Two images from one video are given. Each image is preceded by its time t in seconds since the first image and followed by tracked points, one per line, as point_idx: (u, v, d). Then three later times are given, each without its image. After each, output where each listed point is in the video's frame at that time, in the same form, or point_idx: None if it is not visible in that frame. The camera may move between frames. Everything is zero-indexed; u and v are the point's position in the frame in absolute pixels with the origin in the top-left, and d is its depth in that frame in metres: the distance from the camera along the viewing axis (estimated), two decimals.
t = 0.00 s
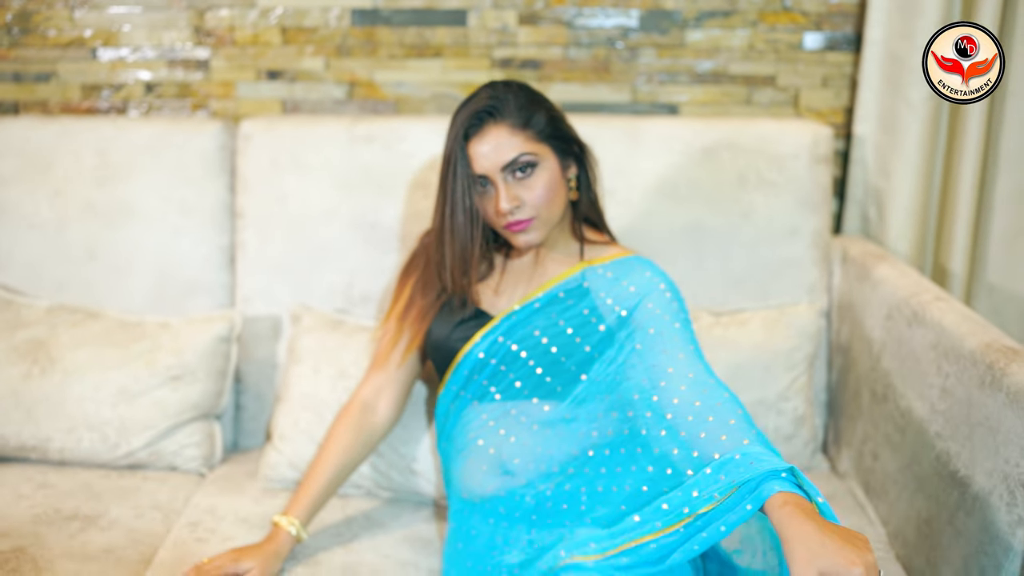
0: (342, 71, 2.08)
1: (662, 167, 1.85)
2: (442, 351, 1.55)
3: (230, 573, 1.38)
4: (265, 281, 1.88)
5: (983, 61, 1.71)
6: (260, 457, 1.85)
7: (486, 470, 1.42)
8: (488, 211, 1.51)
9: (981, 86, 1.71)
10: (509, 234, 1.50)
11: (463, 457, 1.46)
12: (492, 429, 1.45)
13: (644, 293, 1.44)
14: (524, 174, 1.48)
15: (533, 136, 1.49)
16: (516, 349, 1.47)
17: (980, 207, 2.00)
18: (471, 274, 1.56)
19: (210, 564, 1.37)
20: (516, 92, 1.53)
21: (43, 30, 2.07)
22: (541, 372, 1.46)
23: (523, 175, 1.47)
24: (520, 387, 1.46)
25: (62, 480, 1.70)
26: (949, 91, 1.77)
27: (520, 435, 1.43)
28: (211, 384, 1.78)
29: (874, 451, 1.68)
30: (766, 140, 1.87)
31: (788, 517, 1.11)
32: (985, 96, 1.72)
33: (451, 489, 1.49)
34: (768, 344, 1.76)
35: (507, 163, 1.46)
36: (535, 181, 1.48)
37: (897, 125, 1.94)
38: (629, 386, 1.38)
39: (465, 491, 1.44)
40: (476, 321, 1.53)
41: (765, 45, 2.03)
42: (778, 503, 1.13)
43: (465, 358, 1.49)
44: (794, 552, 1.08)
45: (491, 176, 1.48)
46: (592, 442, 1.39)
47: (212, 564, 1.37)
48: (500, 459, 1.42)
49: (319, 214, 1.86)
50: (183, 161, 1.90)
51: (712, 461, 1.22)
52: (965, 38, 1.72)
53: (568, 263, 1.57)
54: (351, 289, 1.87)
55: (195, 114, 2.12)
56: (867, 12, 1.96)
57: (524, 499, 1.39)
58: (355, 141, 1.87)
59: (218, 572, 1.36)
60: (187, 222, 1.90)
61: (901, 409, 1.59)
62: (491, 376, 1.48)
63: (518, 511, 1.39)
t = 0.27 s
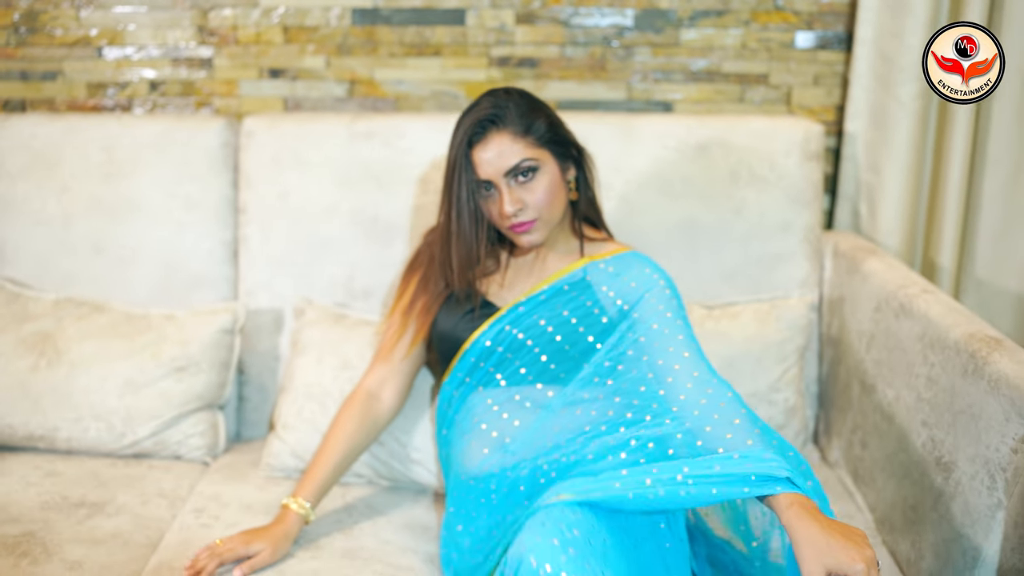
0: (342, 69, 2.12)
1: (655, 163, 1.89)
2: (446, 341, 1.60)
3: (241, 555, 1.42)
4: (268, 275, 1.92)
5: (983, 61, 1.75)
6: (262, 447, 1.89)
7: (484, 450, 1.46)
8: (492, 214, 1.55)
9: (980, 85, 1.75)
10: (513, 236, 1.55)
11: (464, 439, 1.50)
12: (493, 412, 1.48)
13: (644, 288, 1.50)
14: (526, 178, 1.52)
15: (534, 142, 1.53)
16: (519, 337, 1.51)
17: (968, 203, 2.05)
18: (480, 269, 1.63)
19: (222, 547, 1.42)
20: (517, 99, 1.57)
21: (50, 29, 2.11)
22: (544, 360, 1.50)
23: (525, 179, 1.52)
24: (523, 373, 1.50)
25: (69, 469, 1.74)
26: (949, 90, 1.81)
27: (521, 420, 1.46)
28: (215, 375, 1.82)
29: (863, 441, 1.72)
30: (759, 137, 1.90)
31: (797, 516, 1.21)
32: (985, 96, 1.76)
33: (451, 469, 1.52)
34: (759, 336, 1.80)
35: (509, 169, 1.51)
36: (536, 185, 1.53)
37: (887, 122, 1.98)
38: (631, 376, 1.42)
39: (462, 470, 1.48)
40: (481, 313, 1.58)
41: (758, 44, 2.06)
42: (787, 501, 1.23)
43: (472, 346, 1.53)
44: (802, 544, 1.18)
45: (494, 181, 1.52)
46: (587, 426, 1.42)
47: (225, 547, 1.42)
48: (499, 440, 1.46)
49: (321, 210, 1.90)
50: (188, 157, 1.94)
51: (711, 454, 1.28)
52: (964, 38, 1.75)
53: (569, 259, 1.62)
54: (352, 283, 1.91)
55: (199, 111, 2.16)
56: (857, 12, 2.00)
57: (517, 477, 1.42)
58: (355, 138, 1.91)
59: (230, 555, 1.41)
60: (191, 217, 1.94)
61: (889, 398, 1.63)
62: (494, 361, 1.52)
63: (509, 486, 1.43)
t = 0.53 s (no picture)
0: (345, 67, 2.15)
1: (652, 160, 1.93)
2: (454, 333, 1.67)
3: (250, 539, 1.47)
4: (272, 269, 1.95)
5: (984, 62, 1.80)
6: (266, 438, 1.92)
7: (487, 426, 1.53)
8: (498, 215, 1.61)
9: (980, 85, 1.80)
10: (519, 236, 1.61)
11: (467, 420, 1.56)
12: (498, 394, 1.56)
13: (647, 285, 1.58)
14: (532, 181, 1.59)
15: (538, 147, 1.60)
16: (528, 326, 1.59)
17: (960, 199, 2.09)
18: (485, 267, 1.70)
19: (232, 531, 1.47)
20: (522, 105, 1.63)
21: (58, 28, 2.15)
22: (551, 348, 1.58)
23: (531, 183, 1.58)
24: (532, 361, 1.58)
25: (78, 458, 1.78)
26: (949, 91, 1.86)
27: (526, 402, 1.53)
28: (220, 367, 1.86)
29: (856, 431, 1.75)
30: (754, 134, 1.94)
31: (815, 512, 1.28)
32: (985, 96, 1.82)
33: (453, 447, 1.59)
34: (754, 328, 1.83)
35: (516, 173, 1.57)
36: (542, 189, 1.59)
37: (880, 120, 2.02)
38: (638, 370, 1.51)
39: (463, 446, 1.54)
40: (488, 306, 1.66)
41: (753, 43, 2.10)
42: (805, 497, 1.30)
43: (481, 335, 1.60)
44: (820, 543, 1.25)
45: (502, 184, 1.58)
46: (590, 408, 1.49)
47: (234, 531, 1.47)
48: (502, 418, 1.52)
49: (324, 205, 1.94)
50: (194, 154, 1.97)
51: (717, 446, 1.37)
52: (964, 38, 1.81)
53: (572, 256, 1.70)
54: (354, 277, 1.94)
55: (204, 109, 2.20)
56: (851, 11, 2.03)
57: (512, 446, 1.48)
58: (358, 135, 1.95)
59: (239, 538, 1.46)
60: (197, 212, 1.97)
61: (880, 389, 1.66)
62: (503, 349, 1.59)
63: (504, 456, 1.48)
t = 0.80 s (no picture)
0: (350, 65, 2.20)
1: (650, 155, 1.97)
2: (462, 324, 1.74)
3: (261, 520, 1.55)
4: (279, 262, 2.00)
5: (983, 62, 1.88)
6: (274, 427, 1.97)
7: (495, 403, 1.61)
8: (506, 213, 1.69)
9: (981, 85, 1.88)
10: (525, 234, 1.69)
11: (477, 400, 1.65)
12: (507, 376, 1.65)
13: (646, 279, 1.69)
14: (539, 183, 1.66)
15: (546, 151, 1.68)
16: (536, 313, 1.68)
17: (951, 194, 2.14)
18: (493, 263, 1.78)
19: (243, 513, 1.54)
20: (531, 111, 1.71)
21: (69, 28, 2.20)
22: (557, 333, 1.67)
23: (538, 183, 1.66)
24: (540, 346, 1.67)
25: (91, 446, 1.83)
26: (949, 90, 1.94)
27: (533, 382, 1.62)
28: (229, 357, 1.90)
29: (848, 419, 1.79)
30: (750, 130, 1.99)
31: (831, 498, 1.42)
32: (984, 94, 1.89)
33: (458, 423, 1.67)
34: (749, 319, 1.88)
35: (525, 175, 1.65)
36: (549, 189, 1.67)
37: (873, 117, 2.08)
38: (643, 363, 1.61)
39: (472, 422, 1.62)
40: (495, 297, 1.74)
41: (749, 42, 2.15)
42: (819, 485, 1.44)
43: (492, 320, 1.69)
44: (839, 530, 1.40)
45: (510, 185, 1.66)
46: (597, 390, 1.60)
47: (245, 513, 1.54)
48: (510, 397, 1.61)
49: (330, 199, 1.98)
50: (203, 150, 2.02)
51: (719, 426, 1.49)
52: (965, 38, 1.89)
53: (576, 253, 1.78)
54: (360, 270, 1.99)
55: (212, 106, 2.25)
56: (844, 10, 2.08)
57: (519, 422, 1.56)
58: (362, 131, 1.99)
59: (251, 519, 1.53)
60: (205, 207, 2.02)
61: (872, 377, 1.70)
62: (511, 333, 1.68)
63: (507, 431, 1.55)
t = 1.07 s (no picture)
0: (354, 65, 2.24)
1: (649, 154, 2.01)
2: (466, 319, 1.78)
3: (273, 505, 1.60)
4: (285, 259, 2.04)
5: (983, 62, 1.94)
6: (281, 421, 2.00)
7: (499, 391, 1.65)
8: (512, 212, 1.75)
9: (981, 85, 1.95)
10: (529, 232, 1.75)
11: (480, 389, 1.68)
12: (511, 366, 1.68)
13: (644, 279, 1.73)
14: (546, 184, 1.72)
15: (554, 153, 1.74)
16: (540, 305, 1.72)
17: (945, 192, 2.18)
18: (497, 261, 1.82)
19: (255, 499, 1.59)
20: (540, 114, 1.77)
21: (78, 29, 2.24)
22: (561, 324, 1.71)
23: (546, 184, 1.71)
24: (545, 335, 1.71)
25: (102, 439, 1.87)
26: (949, 90, 2.01)
27: (537, 371, 1.67)
28: (237, 352, 1.94)
29: (844, 412, 1.83)
30: (747, 129, 2.02)
31: (835, 485, 1.52)
32: (984, 94, 1.96)
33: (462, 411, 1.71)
34: (747, 314, 1.92)
35: (533, 175, 1.70)
36: (556, 191, 1.72)
37: (868, 116, 2.12)
38: (645, 355, 1.68)
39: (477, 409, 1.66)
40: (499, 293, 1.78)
41: (747, 43, 2.19)
42: (823, 474, 1.53)
43: (498, 312, 1.73)
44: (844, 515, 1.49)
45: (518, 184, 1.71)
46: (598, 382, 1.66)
47: (256, 499, 1.59)
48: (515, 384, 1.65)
49: (335, 197, 2.02)
50: (211, 149, 2.06)
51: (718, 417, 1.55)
52: (965, 39, 1.96)
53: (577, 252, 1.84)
54: (364, 266, 2.03)
55: (218, 106, 2.29)
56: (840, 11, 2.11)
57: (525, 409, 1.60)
58: (367, 131, 2.03)
59: (263, 506, 1.58)
60: (213, 205, 2.06)
61: (866, 370, 1.74)
62: (516, 325, 1.72)
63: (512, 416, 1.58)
